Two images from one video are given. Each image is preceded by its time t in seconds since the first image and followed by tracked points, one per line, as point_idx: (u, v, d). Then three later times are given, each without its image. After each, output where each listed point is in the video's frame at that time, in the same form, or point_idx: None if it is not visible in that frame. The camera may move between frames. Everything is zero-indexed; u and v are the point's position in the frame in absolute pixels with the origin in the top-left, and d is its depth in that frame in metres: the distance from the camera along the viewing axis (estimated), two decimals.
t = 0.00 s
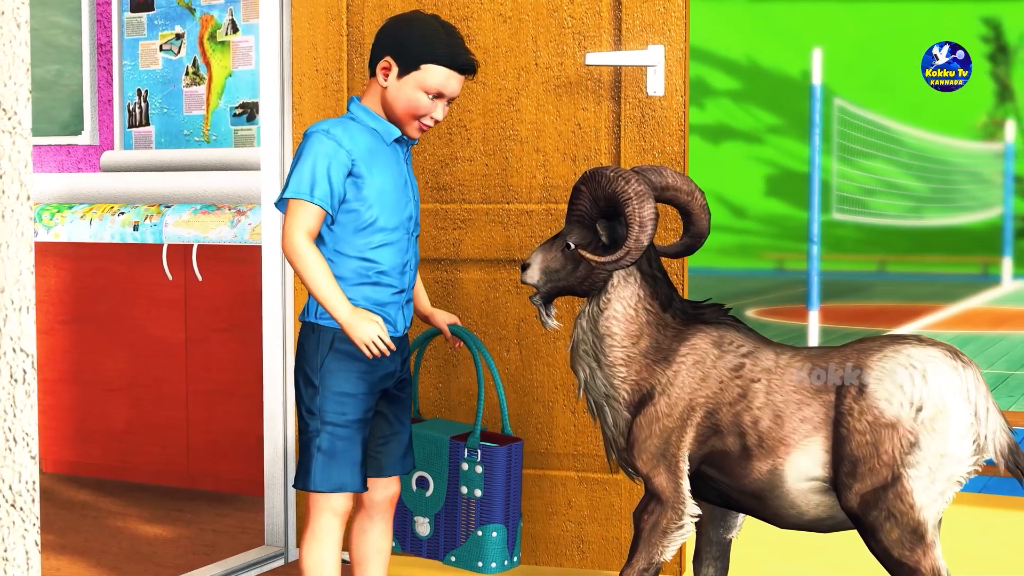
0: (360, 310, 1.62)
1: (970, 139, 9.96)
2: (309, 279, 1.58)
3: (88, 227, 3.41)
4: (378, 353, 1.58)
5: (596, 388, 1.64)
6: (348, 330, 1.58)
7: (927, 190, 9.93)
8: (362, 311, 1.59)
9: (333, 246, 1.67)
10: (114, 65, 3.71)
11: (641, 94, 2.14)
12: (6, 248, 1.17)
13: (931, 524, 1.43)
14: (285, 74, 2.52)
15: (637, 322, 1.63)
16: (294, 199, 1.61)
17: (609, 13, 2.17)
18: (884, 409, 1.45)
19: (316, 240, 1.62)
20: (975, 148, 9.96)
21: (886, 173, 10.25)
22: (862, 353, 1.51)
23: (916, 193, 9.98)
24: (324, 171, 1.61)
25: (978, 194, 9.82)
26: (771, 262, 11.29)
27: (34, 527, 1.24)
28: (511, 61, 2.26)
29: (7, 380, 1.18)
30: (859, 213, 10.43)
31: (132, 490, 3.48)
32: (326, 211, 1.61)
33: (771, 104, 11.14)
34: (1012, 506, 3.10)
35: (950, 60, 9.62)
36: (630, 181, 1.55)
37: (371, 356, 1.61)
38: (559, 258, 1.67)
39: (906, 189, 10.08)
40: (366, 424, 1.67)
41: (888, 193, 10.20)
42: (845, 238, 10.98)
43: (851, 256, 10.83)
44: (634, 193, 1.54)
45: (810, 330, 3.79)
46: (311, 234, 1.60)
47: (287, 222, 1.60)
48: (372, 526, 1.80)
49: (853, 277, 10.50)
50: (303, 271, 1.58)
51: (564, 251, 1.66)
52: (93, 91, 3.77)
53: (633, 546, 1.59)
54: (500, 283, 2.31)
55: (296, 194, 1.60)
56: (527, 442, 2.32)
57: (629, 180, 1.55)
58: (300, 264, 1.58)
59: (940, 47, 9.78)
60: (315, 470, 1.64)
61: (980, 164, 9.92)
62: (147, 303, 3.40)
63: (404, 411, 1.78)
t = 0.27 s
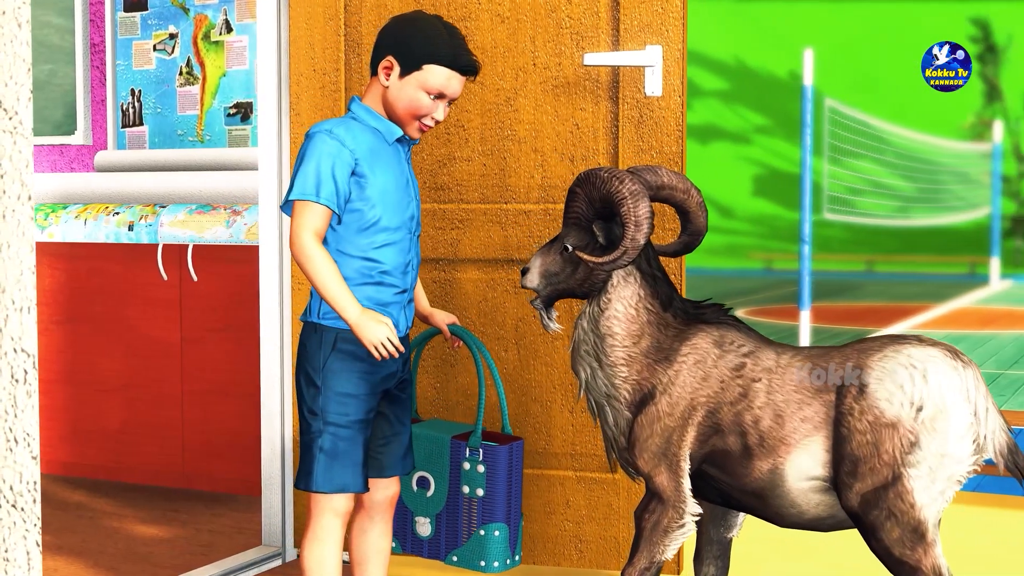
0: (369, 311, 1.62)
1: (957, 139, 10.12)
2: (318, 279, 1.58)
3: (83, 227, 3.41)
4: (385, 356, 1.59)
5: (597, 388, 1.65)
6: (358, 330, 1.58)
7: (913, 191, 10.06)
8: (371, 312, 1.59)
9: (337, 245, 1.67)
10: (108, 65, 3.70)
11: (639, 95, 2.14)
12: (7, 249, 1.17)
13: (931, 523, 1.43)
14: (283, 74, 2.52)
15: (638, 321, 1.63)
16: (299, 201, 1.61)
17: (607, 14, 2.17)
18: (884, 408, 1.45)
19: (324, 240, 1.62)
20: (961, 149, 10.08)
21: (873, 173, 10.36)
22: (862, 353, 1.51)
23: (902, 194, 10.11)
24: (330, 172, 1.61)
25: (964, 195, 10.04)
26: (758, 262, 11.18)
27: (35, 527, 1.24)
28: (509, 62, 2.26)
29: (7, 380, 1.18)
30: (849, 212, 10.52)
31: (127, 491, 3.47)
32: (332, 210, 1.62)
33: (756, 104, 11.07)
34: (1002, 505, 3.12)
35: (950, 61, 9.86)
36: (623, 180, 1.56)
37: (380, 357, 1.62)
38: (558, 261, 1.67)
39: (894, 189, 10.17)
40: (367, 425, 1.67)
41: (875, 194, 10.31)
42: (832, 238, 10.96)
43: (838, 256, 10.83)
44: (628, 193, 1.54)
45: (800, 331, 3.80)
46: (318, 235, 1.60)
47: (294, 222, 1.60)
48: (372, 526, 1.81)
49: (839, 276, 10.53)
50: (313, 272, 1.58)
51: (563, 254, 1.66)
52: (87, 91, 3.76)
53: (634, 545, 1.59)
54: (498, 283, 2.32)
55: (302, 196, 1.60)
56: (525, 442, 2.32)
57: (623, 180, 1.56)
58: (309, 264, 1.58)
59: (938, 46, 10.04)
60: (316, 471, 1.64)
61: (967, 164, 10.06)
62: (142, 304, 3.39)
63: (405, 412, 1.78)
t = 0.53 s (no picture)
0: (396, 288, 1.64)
1: (945, 140, 10.28)
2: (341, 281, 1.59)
3: (78, 227, 3.40)
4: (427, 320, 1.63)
5: (598, 385, 1.65)
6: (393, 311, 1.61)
7: (900, 191, 9.99)
8: (399, 289, 1.62)
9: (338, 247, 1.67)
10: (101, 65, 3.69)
11: (637, 95, 2.15)
12: (7, 249, 1.17)
13: (932, 522, 1.44)
14: (280, 73, 2.52)
15: (639, 320, 1.64)
16: (304, 206, 1.61)
17: (604, 14, 2.18)
18: (884, 408, 1.46)
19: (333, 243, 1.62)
20: (949, 148, 10.27)
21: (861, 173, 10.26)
22: (863, 353, 1.52)
23: (890, 193, 10.01)
24: (331, 174, 1.61)
25: (951, 195, 10.11)
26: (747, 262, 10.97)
27: (36, 528, 1.24)
28: (507, 62, 2.26)
29: (8, 381, 1.18)
30: (839, 212, 10.32)
31: (121, 491, 3.46)
32: (338, 212, 1.62)
33: (744, 105, 11.05)
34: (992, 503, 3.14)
35: (950, 61, 10.02)
36: (616, 179, 1.56)
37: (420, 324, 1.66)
38: (556, 263, 1.67)
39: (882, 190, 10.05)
40: (370, 426, 1.68)
41: (863, 194, 10.17)
42: (821, 238, 10.72)
43: (827, 256, 10.56)
44: (622, 191, 1.55)
45: (792, 330, 3.82)
46: (327, 238, 1.61)
47: (302, 228, 1.61)
48: (371, 527, 1.81)
49: (825, 277, 10.27)
50: (332, 275, 1.59)
51: (561, 256, 1.67)
52: (81, 91, 3.73)
53: (635, 543, 1.60)
54: (496, 282, 2.32)
55: (305, 201, 1.60)
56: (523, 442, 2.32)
57: (616, 179, 1.56)
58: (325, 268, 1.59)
59: (941, 48, 10.10)
60: (319, 473, 1.64)
61: (952, 164, 10.20)
62: (136, 304, 3.38)
63: (405, 412, 1.79)
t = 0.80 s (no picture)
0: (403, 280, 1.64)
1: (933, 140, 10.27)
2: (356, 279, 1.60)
3: (73, 226, 3.40)
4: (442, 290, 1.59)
5: (599, 383, 1.66)
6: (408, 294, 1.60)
7: (887, 190, 10.16)
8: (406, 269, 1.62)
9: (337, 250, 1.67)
10: (94, 64, 3.67)
11: (635, 95, 2.16)
12: (8, 249, 1.17)
13: (933, 520, 1.45)
14: (277, 73, 2.52)
15: (640, 317, 1.64)
16: (309, 212, 1.62)
17: (602, 15, 2.18)
18: (884, 407, 1.47)
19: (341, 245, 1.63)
20: (937, 148, 10.26)
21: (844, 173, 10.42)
22: (863, 352, 1.53)
23: (876, 193, 10.18)
24: (332, 175, 1.61)
25: (937, 195, 10.22)
26: (735, 262, 10.96)
27: (37, 528, 1.24)
28: (505, 62, 2.26)
29: (9, 381, 1.18)
30: (828, 212, 10.57)
31: (116, 491, 3.46)
32: (346, 215, 1.62)
33: (731, 104, 11.02)
34: (983, 501, 3.17)
35: (950, 61, 9.85)
36: (611, 177, 1.56)
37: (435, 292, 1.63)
38: (555, 263, 1.67)
39: (871, 190, 10.21)
40: (368, 427, 1.68)
41: (847, 194, 10.36)
42: (810, 237, 11.10)
43: (817, 256, 10.94)
44: (617, 188, 1.55)
45: (783, 329, 3.83)
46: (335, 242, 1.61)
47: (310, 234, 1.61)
48: (370, 528, 1.81)
49: (818, 276, 10.55)
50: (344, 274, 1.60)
51: (559, 256, 1.67)
52: (73, 90, 3.72)
53: (636, 542, 1.60)
54: (494, 283, 2.32)
55: (309, 206, 1.61)
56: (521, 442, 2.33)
57: (610, 176, 1.57)
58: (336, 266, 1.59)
59: (941, 48, 9.96)
60: (319, 474, 1.64)
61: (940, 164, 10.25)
62: (132, 304, 3.37)
63: (402, 411, 1.79)
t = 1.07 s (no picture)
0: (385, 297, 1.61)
1: (921, 140, 10.41)
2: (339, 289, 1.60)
3: (67, 227, 3.37)
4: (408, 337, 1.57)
5: (599, 380, 1.66)
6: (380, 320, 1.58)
7: (873, 191, 10.34)
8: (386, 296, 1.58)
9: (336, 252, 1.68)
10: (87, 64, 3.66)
11: (633, 95, 2.16)
12: (10, 249, 1.17)
13: (935, 518, 1.45)
14: (274, 73, 2.53)
15: (642, 314, 1.64)
16: (303, 212, 1.61)
17: (600, 15, 2.19)
18: (885, 406, 1.47)
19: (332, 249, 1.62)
20: (926, 149, 10.43)
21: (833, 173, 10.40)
22: (864, 352, 1.53)
23: (865, 193, 10.33)
24: (329, 178, 1.61)
25: (924, 195, 10.43)
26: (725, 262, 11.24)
27: (38, 528, 1.24)
28: (503, 62, 2.27)
29: (10, 381, 1.18)
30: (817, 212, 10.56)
31: (111, 491, 3.45)
32: (337, 220, 1.62)
33: (720, 105, 10.98)
34: (976, 499, 3.19)
35: (950, 61, 9.80)
36: (609, 174, 1.57)
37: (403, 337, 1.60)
38: (555, 262, 1.67)
39: (859, 190, 10.33)
40: (366, 427, 1.68)
41: (835, 194, 10.39)
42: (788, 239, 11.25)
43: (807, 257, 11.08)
44: (616, 185, 1.55)
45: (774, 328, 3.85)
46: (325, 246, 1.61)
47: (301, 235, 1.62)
48: (368, 527, 1.81)
49: (806, 277, 10.85)
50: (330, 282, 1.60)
51: (558, 255, 1.67)
52: (66, 91, 3.70)
53: (638, 541, 1.61)
54: (492, 283, 2.32)
55: (303, 207, 1.60)
56: (519, 442, 2.33)
57: (610, 173, 1.57)
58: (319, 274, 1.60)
59: (942, 48, 9.94)
60: (318, 475, 1.64)
61: (926, 164, 10.44)
62: (127, 304, 3.37)
63: (398, 411, 1.79)
